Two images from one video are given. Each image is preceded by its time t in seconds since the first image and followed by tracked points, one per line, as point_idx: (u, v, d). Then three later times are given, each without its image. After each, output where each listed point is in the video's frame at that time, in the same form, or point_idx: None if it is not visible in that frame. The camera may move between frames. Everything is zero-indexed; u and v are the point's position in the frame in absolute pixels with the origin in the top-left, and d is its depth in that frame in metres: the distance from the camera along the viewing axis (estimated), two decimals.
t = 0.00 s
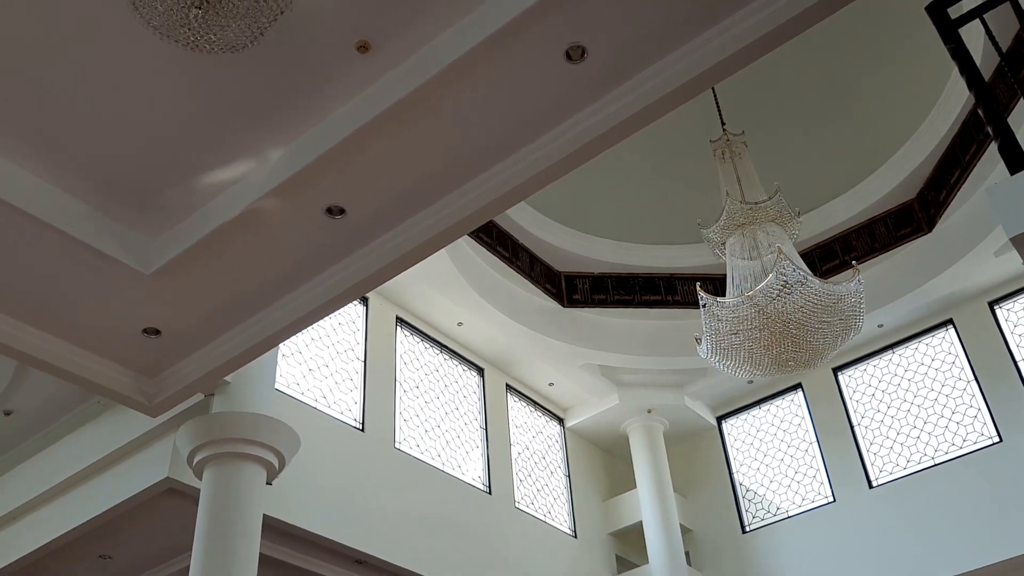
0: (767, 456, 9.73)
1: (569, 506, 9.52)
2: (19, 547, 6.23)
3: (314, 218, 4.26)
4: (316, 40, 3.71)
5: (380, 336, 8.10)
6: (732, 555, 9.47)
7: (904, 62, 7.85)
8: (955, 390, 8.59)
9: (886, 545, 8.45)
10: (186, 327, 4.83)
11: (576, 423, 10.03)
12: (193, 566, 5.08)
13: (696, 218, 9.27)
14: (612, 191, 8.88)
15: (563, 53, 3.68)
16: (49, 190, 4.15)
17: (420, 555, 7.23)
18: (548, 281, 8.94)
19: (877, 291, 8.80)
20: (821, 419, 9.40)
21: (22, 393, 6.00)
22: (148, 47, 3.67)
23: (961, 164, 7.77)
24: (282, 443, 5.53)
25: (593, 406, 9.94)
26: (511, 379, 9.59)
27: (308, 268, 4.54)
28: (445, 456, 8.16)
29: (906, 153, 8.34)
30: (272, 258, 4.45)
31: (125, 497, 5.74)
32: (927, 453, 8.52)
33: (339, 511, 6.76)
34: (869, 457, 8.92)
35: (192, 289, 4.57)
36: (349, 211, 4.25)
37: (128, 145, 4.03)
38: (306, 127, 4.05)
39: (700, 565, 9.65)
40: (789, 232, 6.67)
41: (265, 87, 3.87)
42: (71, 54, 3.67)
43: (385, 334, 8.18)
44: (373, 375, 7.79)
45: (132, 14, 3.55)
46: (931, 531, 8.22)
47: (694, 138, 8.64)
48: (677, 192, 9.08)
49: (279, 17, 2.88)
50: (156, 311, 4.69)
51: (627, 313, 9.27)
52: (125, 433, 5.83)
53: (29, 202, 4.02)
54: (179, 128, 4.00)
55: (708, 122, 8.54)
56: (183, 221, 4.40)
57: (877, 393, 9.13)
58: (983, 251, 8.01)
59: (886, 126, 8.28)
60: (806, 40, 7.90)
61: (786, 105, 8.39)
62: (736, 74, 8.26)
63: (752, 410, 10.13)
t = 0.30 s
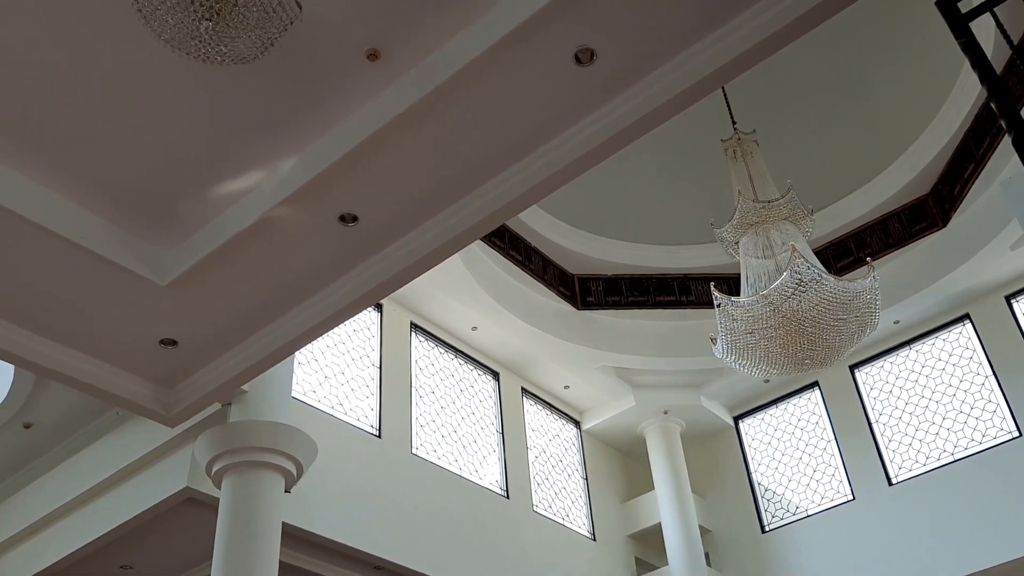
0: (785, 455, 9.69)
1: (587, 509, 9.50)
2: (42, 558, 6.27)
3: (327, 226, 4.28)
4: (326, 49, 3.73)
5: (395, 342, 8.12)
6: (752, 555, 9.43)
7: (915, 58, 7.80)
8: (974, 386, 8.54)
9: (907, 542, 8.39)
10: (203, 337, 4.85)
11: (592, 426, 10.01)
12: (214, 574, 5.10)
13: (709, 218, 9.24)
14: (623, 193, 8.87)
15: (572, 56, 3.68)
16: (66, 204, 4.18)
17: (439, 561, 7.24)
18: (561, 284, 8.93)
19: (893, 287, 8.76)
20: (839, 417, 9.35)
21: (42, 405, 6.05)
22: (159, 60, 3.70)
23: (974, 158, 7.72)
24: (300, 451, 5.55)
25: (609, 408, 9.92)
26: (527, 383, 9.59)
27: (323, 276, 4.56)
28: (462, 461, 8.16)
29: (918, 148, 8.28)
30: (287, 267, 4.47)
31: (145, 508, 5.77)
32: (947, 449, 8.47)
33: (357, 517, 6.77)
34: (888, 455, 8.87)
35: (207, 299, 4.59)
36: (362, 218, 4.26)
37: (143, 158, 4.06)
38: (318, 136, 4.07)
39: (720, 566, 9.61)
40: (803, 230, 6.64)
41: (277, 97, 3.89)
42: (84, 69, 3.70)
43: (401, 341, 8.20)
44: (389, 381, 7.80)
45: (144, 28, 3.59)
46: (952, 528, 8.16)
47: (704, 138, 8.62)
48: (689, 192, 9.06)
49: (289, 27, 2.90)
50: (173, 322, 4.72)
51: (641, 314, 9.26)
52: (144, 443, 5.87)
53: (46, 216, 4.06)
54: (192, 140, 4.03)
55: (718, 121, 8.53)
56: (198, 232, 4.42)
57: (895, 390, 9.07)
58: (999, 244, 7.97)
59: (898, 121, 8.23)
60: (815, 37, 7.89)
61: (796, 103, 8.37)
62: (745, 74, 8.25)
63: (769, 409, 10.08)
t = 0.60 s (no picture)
0: (800, 453, 9.64)
1: (602, 511, 9.48)
2: (59, 568, 6.30)
3: (337, 231, 4.28)
4: (333, 54, 3.74)
5: (407, 347, 8.14)
6: (768, 555, 9.39)
7: (923, 53, 7.75)
8: (988, 381, 8.49)
9: (924, 540, 8.34)
10: (215, 345, 4.87)
11: (605, 427, 9.99)
12: None
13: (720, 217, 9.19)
14: (632, 193, 8.85)
15: (579, 57, 3.67)
16: (78, 215, 4.21)
17: (455, 565, 7.23)
18: (572, 286, 8.90)
19: (905, 284, 8.72)
20: (853, 415, 9.31)
21: (57, 415, 6.08)
22: (167, 69, 3.73)
23: (985, 152, 7.67)
24: (314, 457, 5.55)
25: (622, 410, 9.90)
26: (539, 385, 9.58)
27: (334, 282, 4.56)
28: (476, 465, 8.16)
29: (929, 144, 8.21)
30: (298, 273, 4.48)
31: (161, 516, 5.79)
32: (962, 445, 8.42)
33: (372, 522, 6.78)
34: (904, 452, 8.82)
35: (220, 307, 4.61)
36: (372, 224, 4.27)
37: (153, 167, 4.09)
38: (327, 142, 4.08)
39: (736, 567, 9.58)
40: (814, 229, 6.61)
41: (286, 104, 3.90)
42: (94, 80, 3.73)
43: (412, 346, 8.21)
44: (401, 386, 7.81)
45: (152, 38, 3.61)
46: (969, 525, 8.11)
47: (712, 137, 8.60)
48: (698, 191, 9.04)
49: (296, 34, 2.92)
50: (186, 330, 4.74)
51: (653, 314, 9.24)
52: (159, 452, 5.89)
53: (58, 228, 4.09)
54: (201, 148, 4.05)
55: (726, 120, 8.51)
56: (209, 240, 4.44)
57: (909, 387, 9.02)
58: (1012, 238, 7.92)
59: (907, 117, 8.17)
60: (821, 34, 7.87)
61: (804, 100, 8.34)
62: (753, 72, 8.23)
63: (783, 408, 10.04)
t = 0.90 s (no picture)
0: (813, 453, 9.59)
1: (614, 513, 9.45)
2: None
3: (345, 237, 4.28)
4: (338, 59, 3.73)
5: (417, 351, 8.13)
6: (782, 556, 9.34)
7: (932, 49, 7.70)
8: (1003, 378, 8.43)
9: (940, 539, 8.28)
10: (224, 352, 4.87)
11: (617, 429, 9.96)
12: None
13: (729, 215, 9.11)
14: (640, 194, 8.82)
15: (585, 58, 3.65)
16: (86, 224, 4.21)
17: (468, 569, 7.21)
18: (581, 288, 8.91)
19: (917, 281, 8.66)
20: (867, 414, 9.24)
21: (69, 424, 6.09)
22: (172, 77, 3.73)
23: (996, 148, 7.64)
24: (325, 463, 5.55)
25: (634, 412, 9.87)
26: (549, 388, 9.56)
27: (343, 287, 4.55)
28: (488, 469, 8.15)
29: (938, 140, 8.18)
30: (306, 280, 4.47)
31: (172, 524, 5.79)
32: (977, 443, 8.36)
33: (385, 528, 6.77)
34: (918, 450, 8.76)
35: (228, 314, 4.60)
36: (380, 228, 4.26)
37: (160, 176, 4.09)
38: (333, 147, 4.07)
39: (751, 568, 9.53)
40: (824, 227, 6.57)
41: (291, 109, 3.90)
42: (99, 89, 3.73)
43: (422, 350, 8.20)
44: (411, 391, 7.80)
45: (157, 46, 3.61)
46: (985, 524, 8.04)
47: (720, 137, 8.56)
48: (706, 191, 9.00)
49: (301, 39, 2.91)
50: (195, 338, 4.74)
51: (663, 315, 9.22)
52: (170, 460, 5.89)
53: (65, 237, 4.09)
54: (207, 156, 4.04)
55: (733, 119, 8.47)
56: (216, 247, 4.44)
57: (922, 385, 8.96)
58: None
59: (917, 114, 8.13)
60: (828, 32, 7.81)
61: (812, 98, 8.30)
62: (760, 71, 8.18)
63: (796, 407, 9.98)
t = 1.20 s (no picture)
0: (822, 452, 9.58)
1: (624, 515, 9.45)
2: None
3: (352, 242, 4.30)
4: (344, 64, 3.76)
5: (425, 355, 8.15)
6: (792, 556, 9.33)
7: (935, 47, 7.70)
8: (1011, 375, 8.42)
9: (951, 537, 8.26)
10: (233, 358, 4.89)
11: (625, 431, 9.97)
12: None
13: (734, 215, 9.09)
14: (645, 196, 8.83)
15: (588, 61, 3.67)
16: (94, 233, 4.24)
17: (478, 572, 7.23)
18: (587, 289, 8.90)
19: (923, 279, 8.66)
20: (875, 413, 9.23)
21: (79, 432, 6.12)
22: (180, 86, 3.76)
23: (1000, 145, 7.63)
24: (335, 468, 5.57)
25: (642, 413, 9.87)
26: (557, 391, 9.57)
27: (350, 292, 4.58)
28: (497, 472, 8.16)
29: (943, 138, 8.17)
30: (315, 285, 4.50)
31: (184, 531, 5.81)
32: (987, 440, 8.36)
33: (396, 532, 6.78)
34: (927, 448, 8.75)
35: (237, 320, 4.63)
36: (387, 233, 4.28)
37: (168, 184, 4.12)
38: (339, 153, 4.10)
39: (761, 568, 9.52)
40: (829, 225, 6.58)
41: (297, 116, 3.93)
42: (107, 99, 3.76)
43: (430, 354, 8.22)
44: (420, 395, 7.82)
45: (165, 55, 3.64)
46: (996, 521, 8.03)
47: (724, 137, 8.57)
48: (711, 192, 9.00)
49: (306, 46, 2.94)
50: (204, 345, 4.76)
51: (670, 316, 9.19)
52: (180, 467, 5.91)
53: (74, 246, 4.12)
54: (214, 164, 4.07)
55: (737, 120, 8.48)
56: (224, 254, 4.46)
57: (930, 383, 8.95)
58: None
59: (921, 111, 8.13)
60: (831, 32, 7.83)
61: (816, 97, 8.31)
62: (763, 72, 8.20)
63: (804, 407, 9.97)
